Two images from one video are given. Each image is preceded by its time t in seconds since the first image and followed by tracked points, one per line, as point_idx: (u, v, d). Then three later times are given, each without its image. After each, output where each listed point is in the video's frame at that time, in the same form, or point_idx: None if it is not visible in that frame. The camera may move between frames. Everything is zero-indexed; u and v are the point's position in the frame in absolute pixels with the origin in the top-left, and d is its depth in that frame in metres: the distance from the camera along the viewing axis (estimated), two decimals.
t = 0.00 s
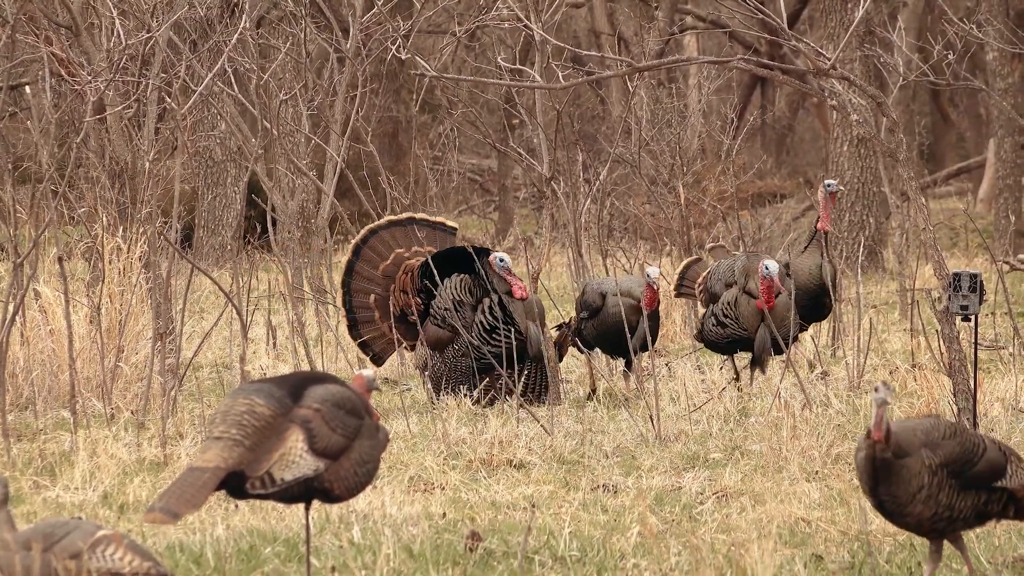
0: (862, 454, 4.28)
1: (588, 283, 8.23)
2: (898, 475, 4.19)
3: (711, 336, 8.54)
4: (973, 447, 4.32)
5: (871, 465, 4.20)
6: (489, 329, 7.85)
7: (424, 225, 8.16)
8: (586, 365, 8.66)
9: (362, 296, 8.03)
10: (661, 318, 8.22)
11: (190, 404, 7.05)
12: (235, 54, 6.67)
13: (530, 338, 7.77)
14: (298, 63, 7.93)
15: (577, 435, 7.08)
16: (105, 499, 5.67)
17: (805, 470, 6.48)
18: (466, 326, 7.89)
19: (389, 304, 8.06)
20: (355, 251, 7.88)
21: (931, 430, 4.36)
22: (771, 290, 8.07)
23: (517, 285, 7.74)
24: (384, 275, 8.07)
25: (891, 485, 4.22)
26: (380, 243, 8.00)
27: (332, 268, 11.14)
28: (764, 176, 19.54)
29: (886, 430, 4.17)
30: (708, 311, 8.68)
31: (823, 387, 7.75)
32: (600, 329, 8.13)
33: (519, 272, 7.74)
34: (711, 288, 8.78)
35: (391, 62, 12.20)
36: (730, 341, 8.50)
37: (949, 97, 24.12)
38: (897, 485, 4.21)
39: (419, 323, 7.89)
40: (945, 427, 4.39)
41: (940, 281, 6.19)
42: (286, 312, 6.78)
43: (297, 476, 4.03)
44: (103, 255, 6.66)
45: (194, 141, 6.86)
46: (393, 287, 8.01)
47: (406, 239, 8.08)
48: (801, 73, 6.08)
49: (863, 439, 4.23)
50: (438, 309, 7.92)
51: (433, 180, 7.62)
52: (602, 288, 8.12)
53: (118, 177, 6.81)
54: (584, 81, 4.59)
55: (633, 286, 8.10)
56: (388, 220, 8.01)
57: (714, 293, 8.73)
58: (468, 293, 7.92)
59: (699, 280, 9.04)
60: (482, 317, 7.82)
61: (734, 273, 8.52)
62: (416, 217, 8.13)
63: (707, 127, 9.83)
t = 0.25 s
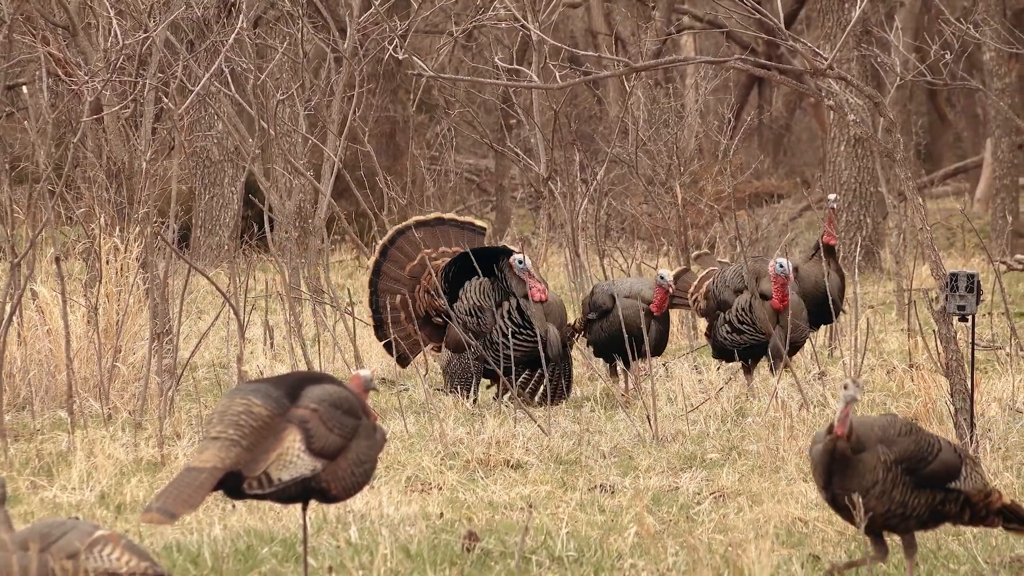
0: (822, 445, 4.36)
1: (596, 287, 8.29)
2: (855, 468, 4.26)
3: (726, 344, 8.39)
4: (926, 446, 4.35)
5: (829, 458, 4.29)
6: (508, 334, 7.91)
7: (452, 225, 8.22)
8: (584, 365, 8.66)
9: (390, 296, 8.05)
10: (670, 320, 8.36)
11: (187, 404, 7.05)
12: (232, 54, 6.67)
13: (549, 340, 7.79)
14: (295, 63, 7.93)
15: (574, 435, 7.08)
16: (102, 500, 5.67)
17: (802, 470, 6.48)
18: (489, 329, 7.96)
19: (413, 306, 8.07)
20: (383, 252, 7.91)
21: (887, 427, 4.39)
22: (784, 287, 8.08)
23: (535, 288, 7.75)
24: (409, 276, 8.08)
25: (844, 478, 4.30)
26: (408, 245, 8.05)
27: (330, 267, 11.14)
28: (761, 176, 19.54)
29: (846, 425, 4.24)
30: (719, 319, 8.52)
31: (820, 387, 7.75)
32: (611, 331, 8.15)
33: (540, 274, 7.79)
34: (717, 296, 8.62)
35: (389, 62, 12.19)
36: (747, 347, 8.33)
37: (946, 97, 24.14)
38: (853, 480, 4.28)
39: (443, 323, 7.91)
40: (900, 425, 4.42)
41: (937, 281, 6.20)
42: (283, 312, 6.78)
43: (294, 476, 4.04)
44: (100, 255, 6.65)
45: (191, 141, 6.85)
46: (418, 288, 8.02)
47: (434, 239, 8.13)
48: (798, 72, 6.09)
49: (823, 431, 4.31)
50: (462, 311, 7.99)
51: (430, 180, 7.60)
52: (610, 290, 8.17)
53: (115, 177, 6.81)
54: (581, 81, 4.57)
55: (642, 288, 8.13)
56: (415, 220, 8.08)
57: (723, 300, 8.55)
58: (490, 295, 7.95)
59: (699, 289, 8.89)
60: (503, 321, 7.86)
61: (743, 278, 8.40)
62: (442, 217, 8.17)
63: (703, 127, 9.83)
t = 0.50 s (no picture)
0: (758, 446, 4.32)
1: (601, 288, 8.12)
2: (792, 469, 4.24)
3: (732, 342, 8.37)
4: (861, 450, 4.38)
5: (767, 459, 4.26)
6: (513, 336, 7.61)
7: (469, 226, 8.00)
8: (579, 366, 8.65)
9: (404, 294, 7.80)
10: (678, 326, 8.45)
11: (182, 405, 7.04)
12: (227, 55, 6.66)
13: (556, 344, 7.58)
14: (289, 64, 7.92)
15: (569, 436, 7.08)
16: (98, 501, 5.67)
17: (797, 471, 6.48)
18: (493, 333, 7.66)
19: (425, 307, 7.83)
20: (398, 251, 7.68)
21: (823, 431, 4.40)
22: (797, 288, 7.93)
23: (543, 291, 7.56)
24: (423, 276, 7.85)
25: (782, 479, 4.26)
26: (423, 245, 7.83)
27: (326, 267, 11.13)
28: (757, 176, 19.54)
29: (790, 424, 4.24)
30: (727, 316, 8.47)
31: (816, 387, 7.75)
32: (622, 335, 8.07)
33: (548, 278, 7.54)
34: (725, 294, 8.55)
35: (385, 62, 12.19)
36: (754, 347, 8.29)
37: (941, 97, 24.17)
38: (788, 482, 4.25)
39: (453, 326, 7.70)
40: (834, 429, 4.44)
41: (932, 282, 6.20)
42: (278, 312, 6.77)
43: (289, 478, 4.04)
44: (95, 256, 6.65)
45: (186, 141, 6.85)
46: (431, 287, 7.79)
47: (451, 240, 7.93)
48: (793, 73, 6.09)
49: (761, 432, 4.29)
50: (469, 315, 7.73)
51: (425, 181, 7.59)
52: (624, 294, 8.06)
53: (110, 177, 6.80)
54: (576, 82, 4.57)
55: (661, 293, 8.09)
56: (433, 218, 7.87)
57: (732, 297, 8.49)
58: (496, 299, 7.67)
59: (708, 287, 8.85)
60: (508, 325, 7.58)
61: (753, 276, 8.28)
62: (459, 218, 7.97)
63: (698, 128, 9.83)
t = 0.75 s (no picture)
0: (706, 439, 4.42)
1: (621, 291, 8.26)
2: (739, 460, 4.33)
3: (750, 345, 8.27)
4: (811, 443, 4.48)
5: (716, 451, 4.35)
6: (507, 336, 7.42)
7: (484, 228, 8.07)
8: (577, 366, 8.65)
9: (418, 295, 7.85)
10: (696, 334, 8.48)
11: (179, 406, 7.04)
12: (224, 56, 6.66)
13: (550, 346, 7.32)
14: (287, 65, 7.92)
15: (566, 437, 7.07)
16: (94, 502, 5.67)
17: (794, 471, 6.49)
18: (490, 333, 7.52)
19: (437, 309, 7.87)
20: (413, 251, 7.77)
21: (771, 423, 4.50)
22: (818, 290, 7.92)
23: (541, 293, 7.40)
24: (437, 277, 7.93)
25: (728, 470, 4.35)
26: (439, 247, 7.93)
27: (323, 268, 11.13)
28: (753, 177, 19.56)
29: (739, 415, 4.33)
30: (746, 319, 8.39)
31: (813, 389, 7.75)
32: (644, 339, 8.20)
33: (546, 277, 7.35)
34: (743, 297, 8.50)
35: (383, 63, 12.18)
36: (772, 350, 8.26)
37: (938, 99, 24.21)
38: (736, 473, 4.35)
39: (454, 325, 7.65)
40: (783, 423, 4.53)
41: (929, 283, 6.21)
42: (275, 313, 6.78)
43: (286, 478, 4.04)
44: (92, 257, 6.65)
45: (183, 142, 6.84)
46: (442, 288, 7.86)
47: (464, 241, 7.98)
48: (790, 74, 6.10)
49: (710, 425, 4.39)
50: (471, 315, 7.66)
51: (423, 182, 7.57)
52: (641, 295, 8.18)
53: (107, 178, 6.80)
54: (573, 82, 4.58)
55: (680, 297, 8.21)
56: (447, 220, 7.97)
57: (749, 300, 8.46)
58: (496, 299, 7.58)
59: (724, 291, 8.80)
60: (502, 325, 7.41)
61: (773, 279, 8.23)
62: (477, 221, 8.02)
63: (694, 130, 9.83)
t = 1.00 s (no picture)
0: (666, 436, 4.38)
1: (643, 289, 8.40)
2: (695, 463, 4.33)
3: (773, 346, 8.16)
4: (762, 447, 4.49)
5: (673, 449, 4.34)
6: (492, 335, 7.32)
7: (501, 232, 8.03)
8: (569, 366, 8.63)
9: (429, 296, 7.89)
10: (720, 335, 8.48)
11: (171, 406, 7.03)
12: (217, 56, 6.65)
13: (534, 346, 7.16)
14: (278, 64, 7.90)
15: (557, 437, 7.05)
16: (85, 502, 5.66)
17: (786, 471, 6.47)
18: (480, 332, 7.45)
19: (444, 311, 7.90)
20: (425, 253, 7.84)
21: (725, 427, 4.50)
22: (838, 291, 7.72)
23: (529, 292, 7.25)
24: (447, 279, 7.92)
25: (681, 471, 4.34)
26: (450, 248, 7.94)
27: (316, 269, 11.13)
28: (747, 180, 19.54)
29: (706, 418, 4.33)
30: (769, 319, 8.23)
31: (805, 389, 7.73)
32: (660, 333, 8.39)
33: (533, 276, 7.21)
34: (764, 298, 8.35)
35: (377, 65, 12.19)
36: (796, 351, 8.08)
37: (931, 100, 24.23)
38: (687, 475, 4.34)
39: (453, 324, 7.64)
40: (738, 425, 4.53)
41: (922, 283, 6.19)
42: (267, 314, 6.77)
43: (276, 478, 4.03)
44: (85, 257, 6.64)
45: (175, 142, 6.83)
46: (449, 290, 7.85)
47: (476, 244, 7.95)
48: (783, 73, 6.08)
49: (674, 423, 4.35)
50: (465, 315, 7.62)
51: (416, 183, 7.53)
52: (662, 293, 8.37)
53: (100, 179, 6.80)
54: (565, 83, 4.59)
55: (698, 296, 8.27)
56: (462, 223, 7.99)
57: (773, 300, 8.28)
58: (487, 299, 7.50)
59: (742, 288, 8.63)
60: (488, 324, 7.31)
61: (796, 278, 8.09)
62: (491, 223, 7.99)
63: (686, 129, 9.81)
